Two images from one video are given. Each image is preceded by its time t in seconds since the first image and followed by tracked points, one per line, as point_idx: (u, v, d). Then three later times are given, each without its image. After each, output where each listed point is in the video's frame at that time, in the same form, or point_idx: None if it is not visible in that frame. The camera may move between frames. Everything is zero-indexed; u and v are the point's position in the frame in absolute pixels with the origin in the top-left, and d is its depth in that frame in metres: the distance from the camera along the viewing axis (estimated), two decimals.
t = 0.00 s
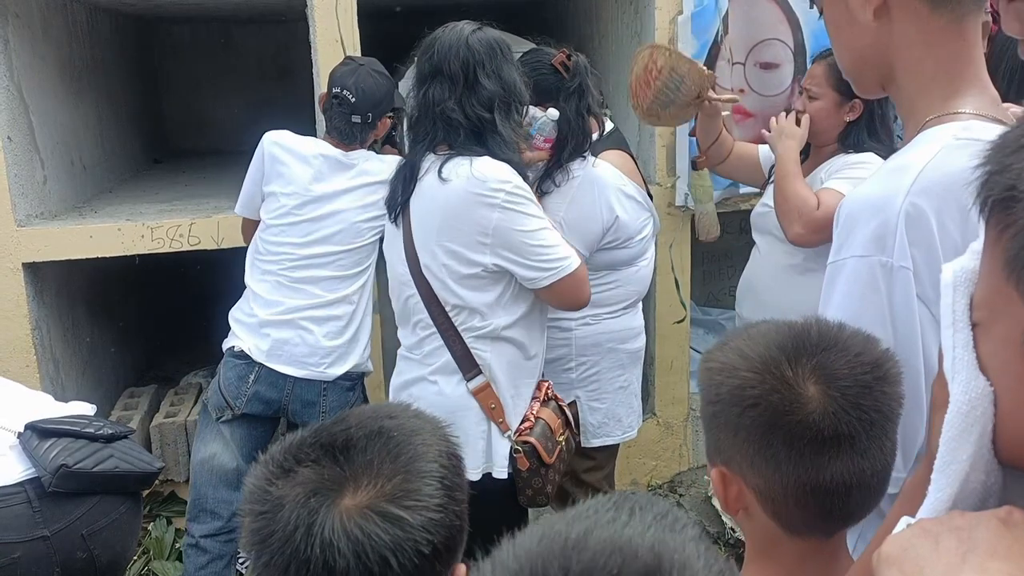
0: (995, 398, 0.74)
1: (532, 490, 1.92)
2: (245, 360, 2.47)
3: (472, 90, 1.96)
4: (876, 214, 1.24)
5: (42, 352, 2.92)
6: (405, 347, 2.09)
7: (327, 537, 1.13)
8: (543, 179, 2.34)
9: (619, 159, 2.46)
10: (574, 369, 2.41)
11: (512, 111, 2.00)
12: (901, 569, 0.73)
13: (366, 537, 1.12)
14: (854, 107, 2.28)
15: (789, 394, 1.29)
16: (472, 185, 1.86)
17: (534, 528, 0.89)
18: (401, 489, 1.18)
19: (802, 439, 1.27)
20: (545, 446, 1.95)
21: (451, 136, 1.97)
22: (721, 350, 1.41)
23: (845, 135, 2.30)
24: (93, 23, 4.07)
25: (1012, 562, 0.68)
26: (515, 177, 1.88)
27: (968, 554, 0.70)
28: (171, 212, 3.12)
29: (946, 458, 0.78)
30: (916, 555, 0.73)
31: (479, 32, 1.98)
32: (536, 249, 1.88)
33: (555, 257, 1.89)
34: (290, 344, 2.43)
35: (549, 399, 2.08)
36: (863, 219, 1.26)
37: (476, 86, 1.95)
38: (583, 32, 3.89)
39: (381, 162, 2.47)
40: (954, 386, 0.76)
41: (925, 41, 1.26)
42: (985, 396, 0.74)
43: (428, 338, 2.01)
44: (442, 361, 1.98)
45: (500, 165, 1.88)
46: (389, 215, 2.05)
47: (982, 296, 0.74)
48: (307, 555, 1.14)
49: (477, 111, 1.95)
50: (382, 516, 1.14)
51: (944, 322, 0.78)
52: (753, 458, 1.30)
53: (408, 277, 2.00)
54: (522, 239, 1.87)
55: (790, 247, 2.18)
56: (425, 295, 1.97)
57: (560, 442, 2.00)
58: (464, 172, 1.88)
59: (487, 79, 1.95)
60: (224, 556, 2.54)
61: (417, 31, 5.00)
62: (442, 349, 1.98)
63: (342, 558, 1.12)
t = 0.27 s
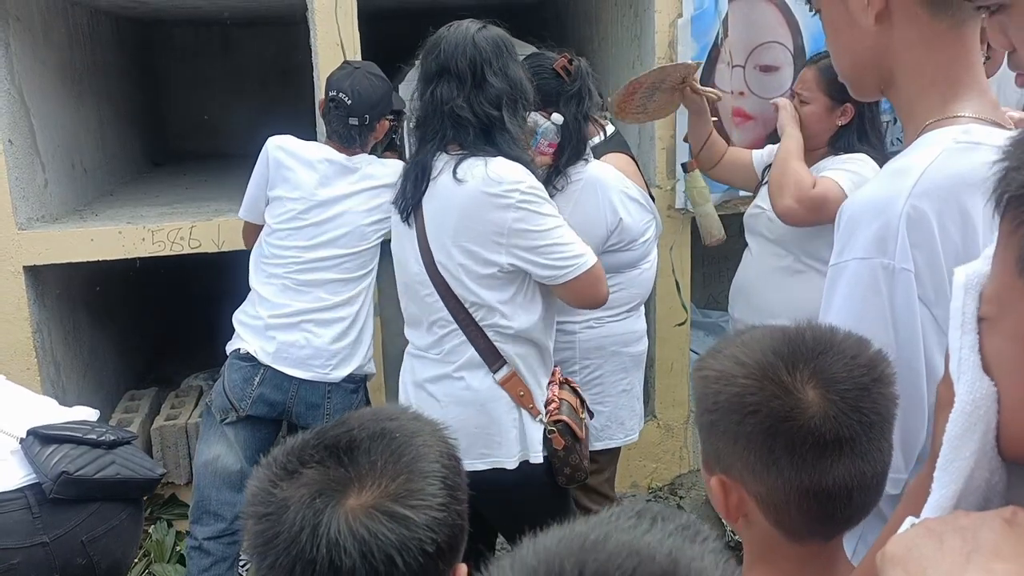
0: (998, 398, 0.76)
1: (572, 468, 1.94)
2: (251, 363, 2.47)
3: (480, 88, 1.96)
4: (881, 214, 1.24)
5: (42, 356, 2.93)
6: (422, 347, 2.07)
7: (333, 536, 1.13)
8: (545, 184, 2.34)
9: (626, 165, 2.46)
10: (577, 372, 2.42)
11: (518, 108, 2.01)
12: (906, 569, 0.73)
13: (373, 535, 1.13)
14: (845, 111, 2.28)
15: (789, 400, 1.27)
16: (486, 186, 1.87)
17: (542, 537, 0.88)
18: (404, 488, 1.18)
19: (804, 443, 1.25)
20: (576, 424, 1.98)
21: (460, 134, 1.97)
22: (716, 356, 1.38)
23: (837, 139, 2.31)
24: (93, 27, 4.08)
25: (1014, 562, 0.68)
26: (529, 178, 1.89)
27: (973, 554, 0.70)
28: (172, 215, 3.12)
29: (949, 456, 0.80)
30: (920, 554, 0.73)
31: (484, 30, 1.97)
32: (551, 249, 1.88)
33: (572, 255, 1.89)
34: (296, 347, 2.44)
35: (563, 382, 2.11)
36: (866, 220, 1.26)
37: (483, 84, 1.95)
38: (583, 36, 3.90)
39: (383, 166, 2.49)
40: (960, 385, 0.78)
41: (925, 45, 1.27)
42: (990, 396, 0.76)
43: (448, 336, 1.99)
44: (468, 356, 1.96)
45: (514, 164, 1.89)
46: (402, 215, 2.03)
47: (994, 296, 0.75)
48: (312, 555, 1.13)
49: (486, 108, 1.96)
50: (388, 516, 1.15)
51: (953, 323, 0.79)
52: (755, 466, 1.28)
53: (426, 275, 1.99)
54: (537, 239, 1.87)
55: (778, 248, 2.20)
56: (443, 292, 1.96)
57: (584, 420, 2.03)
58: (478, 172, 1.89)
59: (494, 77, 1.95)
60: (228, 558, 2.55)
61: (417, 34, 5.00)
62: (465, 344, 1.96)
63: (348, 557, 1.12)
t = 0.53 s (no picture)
0: (1003, 406, 0.78)
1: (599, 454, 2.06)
2: (252, 367, 2.45)
3: (502, 92, 1.96)
4: (868, 223, 1.25)
5: (42, 361, 2.93)
6: (442, 353, 2.03)
7: (328, 541, 1.13)
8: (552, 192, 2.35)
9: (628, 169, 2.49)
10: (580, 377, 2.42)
11: (537, 112, 2.02)
12: None
13: (367, 538, 1.13)
14: (843, 118, 2.29)
15: (780, 397, 1.27)
16: (516, 191, 1.86)
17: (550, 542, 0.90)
18: (400, 491, 1.19)
19: (791, 442, 1.24)
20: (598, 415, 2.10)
21: (483, 138, 1.96)
22: (717, 353, 1.39)
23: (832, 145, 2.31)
24: (93, 34, 4.09)
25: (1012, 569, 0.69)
26: (556, 185, 1.90)
27: (972, 562, 0.71)
28: (172, 221, 3.13)
29: (952, 459, 0.82)
30: (919, 562, 0.74)
31: (505, 34, 1.98)
32: (579, 254, 1.88)
33: (599, 259, 1.90)
34: (300, 352, 2.44)
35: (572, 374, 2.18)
36: (857, 227, 1.27)
37: (506, 87, 1.96)
38: (582, 42, 3.92)
39: (383, 172, 2.54)
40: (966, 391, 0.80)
41: (917, 52, 1.27)
42: (994, 403, 0.78)
43: (477, 340, 1.96)
44: (498, 360, 1.95)
45: (543, 170, 1.90)
46: (422, 220, 1.99)
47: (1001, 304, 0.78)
48: (308, 560, 1.14)
49: (508, 111, 1.95)
50: (382, 519, 1.15)
51: (961, 331, 0.82)
52: (744, 463, 1.27)
53: (453, 279, 1.95)
54: (568, 245, 1.87)
55: (772, 253, 2.20)
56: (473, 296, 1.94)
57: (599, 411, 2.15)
58: (508, 177, 1.88)
59: (515, 81, 1.96)
60: (228, 563, 2.55)
61: (416, 40, 5.01)
62: (497, 346, 1.95)
63: (342, 560, 1.12)
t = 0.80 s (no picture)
0: (1004, 413, 0.78)
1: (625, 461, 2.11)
2: (256, 374, 2.45)
3: (537, 94, 1.97)
4: (863, 227, 1.26)
5: (41, 366, 2.93)
6: (472, 359, 2.02)
7: (319, 546, 1.13)
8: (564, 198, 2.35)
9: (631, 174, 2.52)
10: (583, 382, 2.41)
11: (568, 114, 2.03)
12: None
13: (357, 545, 1.12)
14: (839, 123, 2.30)
15: (765, 404, 1.28)
16: (553, 193, 1.88)
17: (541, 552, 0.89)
18: (392, 497, 1.18)
19: (775, 448, 1.25)
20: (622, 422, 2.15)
21: (518, 141, 1.97)
22: (709, 362, 1.41)
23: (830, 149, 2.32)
24: (95, 41, 4.10)
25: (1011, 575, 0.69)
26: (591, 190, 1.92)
27: (971, 568, 0.71)
28: (172, 227, 3.13)
29: (952, 468, 0.82)
30: (920, 568, 0.73)
31: (536, 36, 1.99)
32: (614, 259, 1.90)
33: (633, 263, 1.92)
34: (301, 356, 2.44)
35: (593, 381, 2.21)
36: (854, 229, 1.27)
37: (541, 89, 1.97)
38: (582, 48, 3.92)
39: (382, 178, 2.56)
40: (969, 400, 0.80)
41: (910, 57, 1.27)
42: (996, 410, 0.78)
43: (512, 344, 1.96)
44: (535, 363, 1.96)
45: (579, 175, 1.91)
46: (453, 224, 1.98)
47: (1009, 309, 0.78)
48: (298, 565, 1.14)
49: (542, 114, 1.97)
50: (374, 525, 1.15)
51: (965, 339, 0.82)
52: (731, 469, 1.29)
53: (486, 283, 1.95)
54: (604, 249, 1.89)
55: (772, 259, 2.20)
56: (510, 301, 1.94)
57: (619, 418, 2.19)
58: (545, 179, 1.89)
59: (549, 83, 1.97)
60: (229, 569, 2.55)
61: (415, 46, 5.01)
62: (533, 350, 1.96)
63: (333, 566, 1.12)
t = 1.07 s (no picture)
0: (999, 429, 0.80)
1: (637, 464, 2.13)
2: (253, 378, 2.44)
3: (557, 95, 1.97)
4: (863, 228, 1.25)
5: (40, 370, 2.93)
6: (489, 362, 2.01)
7: (311, 551, 1.13)
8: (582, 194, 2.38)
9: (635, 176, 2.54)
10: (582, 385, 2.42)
11: (585, 115, 2.05)
12: None
13: (350, 549, 1.12)
14: (840, 126, 2.31)
15: (753, 411, 1.26)
16: (572, 196, 1.89)
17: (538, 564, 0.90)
18: (385, 503, 1.18)
19: (766, 455, 1.24)
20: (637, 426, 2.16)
21: (537, 143, 1.97)
22: (696, 370, 1.39)
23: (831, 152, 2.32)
24: (92, 44, 4.10)
25: None
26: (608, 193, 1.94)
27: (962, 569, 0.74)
28: (170, 230, 3.13)
29: (948, 480, 0.85)
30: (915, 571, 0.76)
31: (557, 38, 1.99)
32: (631, 262, 1.92)
33: (650, 267, 1.94)
34: (301, 359, 2.44)
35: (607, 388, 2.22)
36: (850, 231, 1.27)
37: (561, 91, 1.97)
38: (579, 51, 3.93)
39: (379, 182, 2.58)
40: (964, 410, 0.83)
41: (903, 62, 1.28)
42: (992, 426, 0.80)
43: (532, 347, 1.96)
44: (554, 365, 1.96)
45: (597, 178, 1.94)
46: (470, 227, 1.98)
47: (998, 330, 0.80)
48: (291, 571, 1.14)
49: (562, 115, 1.97)
50: (367, 530, 1.14)
51: (958, 355, 0.84)
52: (721, 479, 1.27)
53: (505, 286, 1.95)
54: (622, 251, 1.91)
55: (773, 263, 2.20)
56: (529, 303, 1.94)
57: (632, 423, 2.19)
58: (565, 181, 1.91)
59: (570, 85, 1.98)
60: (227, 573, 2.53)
61: (413, 50, 5.01)
62: (553, 351, 1.96)
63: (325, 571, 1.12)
